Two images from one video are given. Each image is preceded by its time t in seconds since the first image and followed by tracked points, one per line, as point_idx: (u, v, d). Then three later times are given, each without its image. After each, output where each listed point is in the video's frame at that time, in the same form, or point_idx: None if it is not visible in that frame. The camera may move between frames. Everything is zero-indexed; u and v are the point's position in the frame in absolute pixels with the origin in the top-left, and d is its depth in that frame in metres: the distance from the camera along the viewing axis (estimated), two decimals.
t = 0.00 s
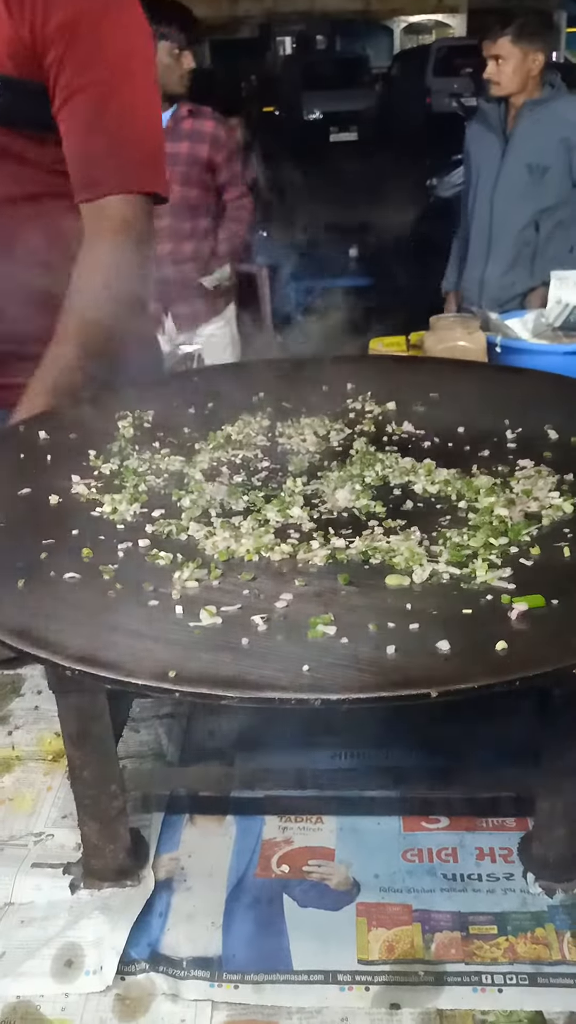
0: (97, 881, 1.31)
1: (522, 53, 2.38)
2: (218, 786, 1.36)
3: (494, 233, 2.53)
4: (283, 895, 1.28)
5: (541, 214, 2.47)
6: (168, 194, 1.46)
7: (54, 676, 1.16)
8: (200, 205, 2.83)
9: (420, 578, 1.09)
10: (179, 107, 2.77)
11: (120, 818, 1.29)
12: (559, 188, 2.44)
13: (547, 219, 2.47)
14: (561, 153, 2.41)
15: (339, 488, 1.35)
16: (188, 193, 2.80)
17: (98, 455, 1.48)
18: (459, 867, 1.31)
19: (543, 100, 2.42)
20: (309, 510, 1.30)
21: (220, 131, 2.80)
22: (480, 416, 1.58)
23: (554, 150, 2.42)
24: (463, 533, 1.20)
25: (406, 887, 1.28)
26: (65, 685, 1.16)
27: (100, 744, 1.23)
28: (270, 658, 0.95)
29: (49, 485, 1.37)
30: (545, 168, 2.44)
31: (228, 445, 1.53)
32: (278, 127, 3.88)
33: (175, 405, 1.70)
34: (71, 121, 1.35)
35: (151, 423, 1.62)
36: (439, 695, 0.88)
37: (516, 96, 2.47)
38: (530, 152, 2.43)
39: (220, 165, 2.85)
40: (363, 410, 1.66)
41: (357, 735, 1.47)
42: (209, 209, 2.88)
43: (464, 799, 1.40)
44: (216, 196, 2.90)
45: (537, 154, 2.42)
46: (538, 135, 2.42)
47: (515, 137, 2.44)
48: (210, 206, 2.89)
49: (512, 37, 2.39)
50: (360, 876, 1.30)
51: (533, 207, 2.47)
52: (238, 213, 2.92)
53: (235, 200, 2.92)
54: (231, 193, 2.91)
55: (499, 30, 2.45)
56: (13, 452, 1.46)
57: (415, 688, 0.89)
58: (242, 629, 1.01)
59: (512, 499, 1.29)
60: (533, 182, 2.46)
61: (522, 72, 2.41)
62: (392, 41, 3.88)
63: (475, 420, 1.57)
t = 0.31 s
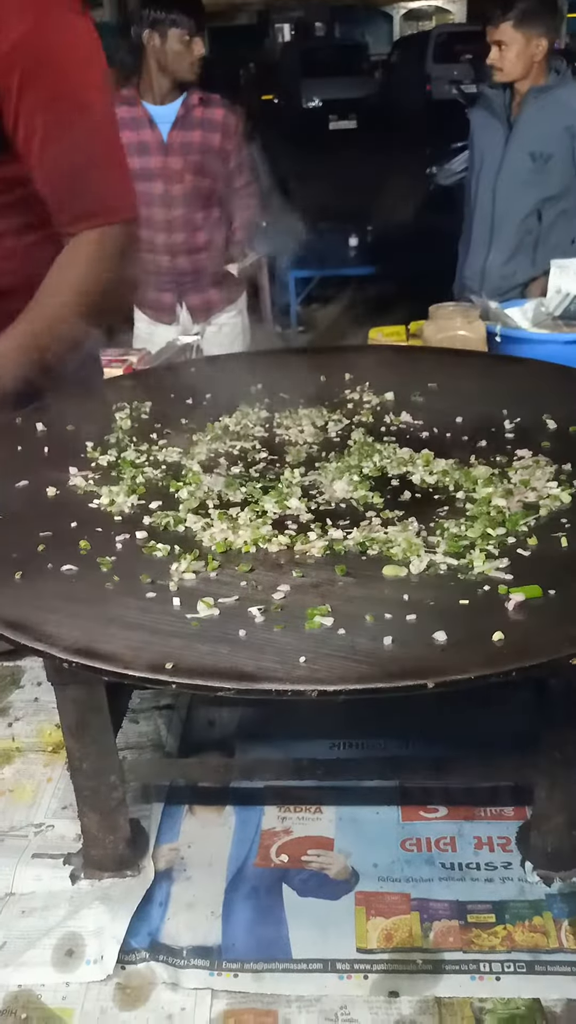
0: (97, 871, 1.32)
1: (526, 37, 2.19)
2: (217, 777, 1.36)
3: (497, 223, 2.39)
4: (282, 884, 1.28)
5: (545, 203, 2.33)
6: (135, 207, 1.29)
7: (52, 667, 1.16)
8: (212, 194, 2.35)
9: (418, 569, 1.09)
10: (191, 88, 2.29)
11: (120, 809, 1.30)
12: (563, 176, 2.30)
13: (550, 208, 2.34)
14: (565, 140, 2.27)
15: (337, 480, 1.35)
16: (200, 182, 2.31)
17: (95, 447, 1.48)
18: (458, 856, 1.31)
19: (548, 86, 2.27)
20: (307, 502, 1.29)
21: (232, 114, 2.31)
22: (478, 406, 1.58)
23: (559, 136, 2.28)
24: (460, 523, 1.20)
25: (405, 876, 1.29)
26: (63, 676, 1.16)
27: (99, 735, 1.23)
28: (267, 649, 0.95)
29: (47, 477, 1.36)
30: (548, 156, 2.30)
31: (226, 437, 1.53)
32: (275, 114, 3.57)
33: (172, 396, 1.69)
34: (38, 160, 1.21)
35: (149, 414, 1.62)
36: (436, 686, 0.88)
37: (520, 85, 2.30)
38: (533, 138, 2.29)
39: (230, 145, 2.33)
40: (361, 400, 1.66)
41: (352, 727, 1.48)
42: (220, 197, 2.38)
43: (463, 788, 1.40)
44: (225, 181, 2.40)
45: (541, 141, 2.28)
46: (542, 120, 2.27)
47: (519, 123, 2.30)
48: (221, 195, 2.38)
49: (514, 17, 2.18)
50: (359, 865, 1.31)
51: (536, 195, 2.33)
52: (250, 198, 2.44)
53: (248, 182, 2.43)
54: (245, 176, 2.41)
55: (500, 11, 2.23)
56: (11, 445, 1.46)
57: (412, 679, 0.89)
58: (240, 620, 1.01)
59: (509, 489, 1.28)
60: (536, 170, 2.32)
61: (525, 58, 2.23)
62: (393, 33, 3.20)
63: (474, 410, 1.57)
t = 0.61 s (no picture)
0: (109, 862, 1.33)
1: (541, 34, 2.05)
2: (227, 770, 1.37)
3: (501, 219, 2.26)
4: (292, 874, 1.30)
5: (552, 200, 2.19)
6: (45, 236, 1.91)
7: (65, 659, 1.17)
8: (217, 191, 2.25)
9: (427, 562, 1.11)
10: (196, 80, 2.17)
11: (131, 800, 1.31)
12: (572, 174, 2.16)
13: (558, 204, 2.19)
14: None
15: (346, 474, 1.36)
16: (204, 178, 2.21)
17: (105, 442, 1.49)
18: (465, 846, 1.33)
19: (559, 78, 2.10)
20: (316, 496, 1.31)
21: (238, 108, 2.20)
22: (485, 401, 1.59)
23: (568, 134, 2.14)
24: (469, 517, 1.21)
25: (413, 866, 1.30)
26: (76, 668, 1.17)
27: (111, 727, 1.24)
28: (281, 642, 0.96)
29: (57, 472, 1.37)
30: (558, 150, 2.14)
31: (234, 431, 1.54)
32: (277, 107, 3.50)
33: (179, 391, 1.70)
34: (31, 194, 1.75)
35: (157, 409, 1.63)
36: (448, 677, 0.90)
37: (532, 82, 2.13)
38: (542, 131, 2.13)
39: (237, 141, 2.22)
40: (368, 395, 1.67)
41: (360, 718, 1.49)
42: (226, 193, 2.28)
43: (471, 780, 1.42)
44: (232, 177, 2.30)
45: (551, 134, 2.12)
46: (554, 112, 2.11)
47: (528, 115, 2.14)
48: (228, 191, 2.28)
49: (530, 16, 2.03)
50: (367, 856, 1.32)
51: (543, 191, 2.18)
52: (258, 195, 2.31)
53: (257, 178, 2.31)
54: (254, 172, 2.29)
55: (512, 9, 2.06)
56: (21, 439, 1.47)
57: (424, 670, 0.90)
58: (253, 613, 1.02)
59: (517, 483, 1.30)
60: (545, 165, 2.16)
61: (540, 55, 2.08)
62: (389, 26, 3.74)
63: (480, 404, 1.57)
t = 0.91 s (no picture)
0: (112, 856, 1.33)
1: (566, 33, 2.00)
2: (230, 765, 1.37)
3: (510, 214, 2.23)
4: (295, 869, 1.30)
5: (562, 196, 2.14)
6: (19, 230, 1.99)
7: (70, 654, 1.17)
8: (215, 187, 2.21)
9: (432, 558, 1.10)
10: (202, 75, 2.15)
11: (134, 795, 1.31)
12: None
13: (568, 201, 2.14)
14: None
15: (349, 470, 1.36)
16: (200, 174, 2.18)
17: (108, 437, 1.49)
18: (468, 841, 1.33)
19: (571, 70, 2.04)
20: (319, 492, 1.31)
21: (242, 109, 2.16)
22: (488, 396, 1.59)
23: None
24: (473, 512, 1.21)
25: (416, 860, 1.30)
26: (80, 663, 1.17)
27: (114, 722, 1.24)
28: (286, 637, 0.96)
29: (61, 467, 1.37)
30: (569, 145, 2.10)
31: (237, 427, 1.54)
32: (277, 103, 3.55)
33: (182, 387, 1.70)
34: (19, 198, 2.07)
35: (160, 405, 1.63)
36: (453, 672, 0.90)
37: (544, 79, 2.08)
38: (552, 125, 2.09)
39: (238, 141, 2.19)
40: (371, 391, 1.67)
41: (364, 713, 1.49)
42: (225, 192, 2.24)
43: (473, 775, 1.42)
44: (235, 176, 2.26)
45: (562, 130, 2.07)
46: (565, 105, 2.05)
47: (538, 108, 2.09)
48: (228, 189, 2.24)
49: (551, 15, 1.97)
50: (370, 850, 1.32)
51: (552, 187, 2.14)
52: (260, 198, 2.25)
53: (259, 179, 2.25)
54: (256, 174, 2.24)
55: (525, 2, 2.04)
56: (24, 433, 1.47)
57: (429, 665, 0.90)
58: (257, 609, 1.02)
59: (520, 478, 1.30)
60: (555, 159, 2.12)
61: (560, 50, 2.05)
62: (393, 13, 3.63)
63: (483, 400, 1.57)
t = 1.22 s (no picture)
0: (115, 851, 1.34)
1: None
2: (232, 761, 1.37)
3: (515, 210, 2.20)
4: (297, 864, 1.31)
5: (566, 193, 2.13)
6: None
7: (73, 650, 1.18)
8: (197, 186, 2.16)
9: (434, 555, 1.11)
10: (192, 69, 2.12)
11: (137, 790, 1.31)
12: None
13: (572, 198, 2.13)
14: None
15: (351, 467, 1.36)
16: (180, 172, 2.15)
17: (110, 434, 1.49)
18: (470, 836, 1.33)
19: None
20: (321, 488, 1.31)
21: (223, 106, 2.08)
22: (489, 392, 1.59)
23: None
24: (475, 509, 1.21)
25: (418, 855, 1.31)
26: (83, 659, 1.18)
27: (117, 717, 1.24)
28: (290, 633, 0.97)
29: (64, 463, 1.37)
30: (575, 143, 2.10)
31: (239, 423, 1.54)
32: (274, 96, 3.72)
33: (183, 383, 1.70)
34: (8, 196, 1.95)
35: (162, 401, 1.63)
36: (456, 668, 0.90)
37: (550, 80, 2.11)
38: (559, 121, 2.09)
39: (219, 139, 2.10)
40: (372, 387, 1.67)
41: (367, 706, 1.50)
42: (213, 192, 2.17)
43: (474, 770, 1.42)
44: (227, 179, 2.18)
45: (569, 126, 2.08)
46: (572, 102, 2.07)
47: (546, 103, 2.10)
48: (215, 189, 2.17)
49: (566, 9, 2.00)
50: (373, 846, 1.33)
51: (557, 182, 2.13)
52: (249, 200, 2.13)
53: (249, 181, 2.13)
54: (243, 175, 2.12)
55: None
56: (27, 430, 1.47)
57: (432, 661, 0.91)
58: (260, 605, 1.03)
59: (522, 475, 1.30)
60: (562, 157, 2.12)
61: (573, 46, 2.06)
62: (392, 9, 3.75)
63: (485, 397, 1.57)
